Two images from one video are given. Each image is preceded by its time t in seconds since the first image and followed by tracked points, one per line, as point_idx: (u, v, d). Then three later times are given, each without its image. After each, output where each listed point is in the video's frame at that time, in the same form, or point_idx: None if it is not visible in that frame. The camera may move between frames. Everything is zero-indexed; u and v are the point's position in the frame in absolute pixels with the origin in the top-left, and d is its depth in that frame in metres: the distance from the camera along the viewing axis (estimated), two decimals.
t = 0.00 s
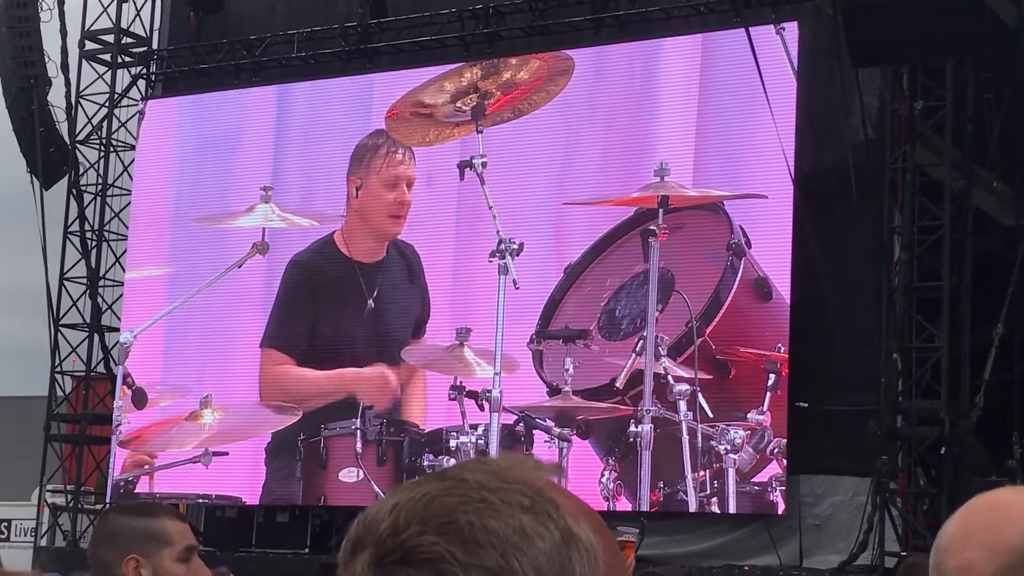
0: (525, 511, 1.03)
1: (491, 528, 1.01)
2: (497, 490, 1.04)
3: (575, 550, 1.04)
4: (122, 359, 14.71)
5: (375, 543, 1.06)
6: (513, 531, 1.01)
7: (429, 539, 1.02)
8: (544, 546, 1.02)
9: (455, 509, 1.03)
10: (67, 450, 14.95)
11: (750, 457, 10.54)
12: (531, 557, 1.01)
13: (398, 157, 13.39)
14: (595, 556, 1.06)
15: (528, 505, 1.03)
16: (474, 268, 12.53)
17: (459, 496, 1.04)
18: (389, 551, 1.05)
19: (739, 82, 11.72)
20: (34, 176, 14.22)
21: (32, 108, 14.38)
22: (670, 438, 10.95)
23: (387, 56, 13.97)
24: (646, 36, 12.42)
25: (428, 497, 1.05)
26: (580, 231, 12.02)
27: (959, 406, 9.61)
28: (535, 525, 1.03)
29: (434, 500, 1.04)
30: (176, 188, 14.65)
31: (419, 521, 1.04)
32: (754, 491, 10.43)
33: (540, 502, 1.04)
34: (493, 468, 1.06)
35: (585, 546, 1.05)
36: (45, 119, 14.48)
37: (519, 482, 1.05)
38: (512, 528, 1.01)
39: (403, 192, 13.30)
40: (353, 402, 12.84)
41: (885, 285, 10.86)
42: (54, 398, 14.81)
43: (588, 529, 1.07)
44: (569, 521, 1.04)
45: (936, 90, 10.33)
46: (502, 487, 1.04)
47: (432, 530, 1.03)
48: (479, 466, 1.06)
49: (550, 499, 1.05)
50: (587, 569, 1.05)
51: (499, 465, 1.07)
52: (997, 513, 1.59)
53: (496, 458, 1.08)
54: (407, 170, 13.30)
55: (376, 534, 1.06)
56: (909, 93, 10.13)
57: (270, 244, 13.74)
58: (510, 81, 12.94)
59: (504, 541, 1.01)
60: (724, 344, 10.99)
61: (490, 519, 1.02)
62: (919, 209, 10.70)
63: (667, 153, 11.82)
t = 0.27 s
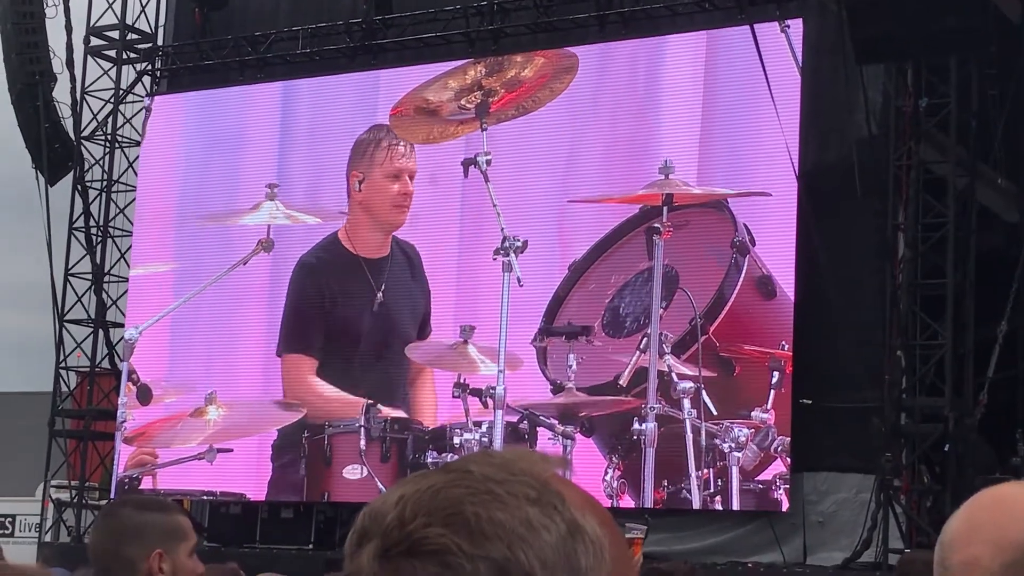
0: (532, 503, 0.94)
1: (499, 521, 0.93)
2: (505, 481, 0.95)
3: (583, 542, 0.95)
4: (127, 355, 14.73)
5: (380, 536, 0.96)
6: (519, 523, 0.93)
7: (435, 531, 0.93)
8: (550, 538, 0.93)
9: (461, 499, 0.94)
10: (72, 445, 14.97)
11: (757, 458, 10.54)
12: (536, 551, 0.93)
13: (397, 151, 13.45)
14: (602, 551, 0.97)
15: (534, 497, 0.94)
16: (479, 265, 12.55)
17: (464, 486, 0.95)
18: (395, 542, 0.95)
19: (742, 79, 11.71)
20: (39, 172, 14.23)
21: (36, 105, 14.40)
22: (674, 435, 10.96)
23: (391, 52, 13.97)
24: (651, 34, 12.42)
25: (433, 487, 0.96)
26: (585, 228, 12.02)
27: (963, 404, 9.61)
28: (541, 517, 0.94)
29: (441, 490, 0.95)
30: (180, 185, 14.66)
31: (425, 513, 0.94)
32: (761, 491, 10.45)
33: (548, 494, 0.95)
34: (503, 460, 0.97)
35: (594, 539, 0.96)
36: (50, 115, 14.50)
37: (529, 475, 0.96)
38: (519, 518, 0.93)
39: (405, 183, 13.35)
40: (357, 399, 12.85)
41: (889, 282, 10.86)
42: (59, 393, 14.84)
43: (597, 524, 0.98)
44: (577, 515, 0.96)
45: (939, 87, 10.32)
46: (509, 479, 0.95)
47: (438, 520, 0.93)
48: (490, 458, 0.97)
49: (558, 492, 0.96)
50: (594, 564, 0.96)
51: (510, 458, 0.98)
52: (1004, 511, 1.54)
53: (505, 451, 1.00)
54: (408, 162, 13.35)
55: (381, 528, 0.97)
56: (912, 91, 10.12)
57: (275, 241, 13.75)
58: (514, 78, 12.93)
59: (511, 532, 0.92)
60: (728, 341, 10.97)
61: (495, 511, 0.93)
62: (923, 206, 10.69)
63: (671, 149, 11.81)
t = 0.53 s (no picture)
0: (500, 504, 0.89)
1: (462, 524, 0.88)
2: (475, 484, 0.90)
3: (554, 537, 0.89)
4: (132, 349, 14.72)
5: (358, 546, 0.92)
6: (482, 526, 0.87)
7: (403, 540, 0.89)
8: (516, 539, 0.87)
9: (427, 507, 0.89)
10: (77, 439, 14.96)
11: (761, 453, 10.46)
12: (501, 552, 0.87)
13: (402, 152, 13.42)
14: (585, 548, 0.90)
15: (505, 498, 0.89)
16: (485, 260, 12.54)
17: (434, 493, 0.90)
18: (367, 553, 0.90)
19: (749, 74, 11.69)
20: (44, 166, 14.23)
21: (41, 98, 14.39)
22: (679, 431, 10.95)
23: (397, 47, 13.95)
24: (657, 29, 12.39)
25: (401, 495, 0.91)
26: (590, 223, 11.99)
27: (968, 402, 9.59)
28: (508, 520, 0.88)
29: (411, 496, 0.91)
30: (184, 180, 14.66)
31: (395, 521, 0.90)
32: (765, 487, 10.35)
33: (516, 494, 0.89)
34: (476, 462, 0.92)
35: (569, 537, 0.89)
36: (55, 109, 14.49)
37: (504, 474, 0.91)
38: (481, 521, 0.87)
39: (407, 185, 13.32)
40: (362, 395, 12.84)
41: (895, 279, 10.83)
42: (65, 387, 14.83)
43: (576, 517, 0.91)
44: (552, 513, 0.90)
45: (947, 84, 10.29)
46: (482, 482, 0.90)
47: (405, 529, 0.89)
48: (462, 461, 0.92)
49: (534, 491, 0.91)
50: (572, 563, 0.89)
51: (488, 459, 0.93)
52: (1014, 506, 1.45)
53: (487, 451, 0.95)
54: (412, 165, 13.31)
55: (351, 543, 0.92)
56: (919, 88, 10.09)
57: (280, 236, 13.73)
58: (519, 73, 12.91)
59: (474, 536, 0.87)
60: (734, 338, 10.96)
61: (461, 515, 0.88)
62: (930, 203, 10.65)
63: (677, 145, 11.79)
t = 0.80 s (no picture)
0: (496, 514, 0.89)
1: (458, 536, 0.88)
2: (470, 494, 0.90)
3: (549, 548, 0.89)
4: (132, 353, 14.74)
5: (355, 555, 0.91)
6: (479, 537, 0.88)
7: (400, 552, 0.89)
8: (513, 549, 0.88)
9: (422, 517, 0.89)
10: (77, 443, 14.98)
11: (761, 457, 10.50)
12: (498, 563, 0.87)
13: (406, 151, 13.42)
14: (579, 557, 0.91)
15: (502, 507, 0.90)
16: (485, 263, 12.55)
17: (433, 502, 0.90)
18: (359, 562, 0.90)
19: (748, 78, 11.72)
20: (45, 170, 14.25)
21: (42, 103, 14.41)
22: (679, 435, 10.96)
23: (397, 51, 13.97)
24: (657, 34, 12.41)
25: (399, 505, 0.92)
26: (590, 226, 12.01)
27: (967, 405, 9.60)
28: (507, 529, 0.89)
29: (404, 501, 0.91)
30: (185, 184, 14.68)
31: (392, 532, 0.90)
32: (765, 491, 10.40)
33: (516, 503, 0.90)
34: (474, 469, 0.93)
35: (564, 546, 0.90)
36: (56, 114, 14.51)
37: (498, 485, 0.92)
38: (478, 533, 0.88)
39: (412, 184, 13.35)
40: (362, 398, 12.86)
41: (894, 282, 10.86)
42: (65, 391, 14.85)
43: (575, 528, 0.92)
44: (547, 523, 0.90)
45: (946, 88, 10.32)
46: (478, 493, 0.91)
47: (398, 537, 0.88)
48: (459, 468, 0.93)
49: (530, 501, 0.92)
50: (568, 574, 0.90)
51: (478, 468, 0.94)
52: (1014, 510, 1.48)
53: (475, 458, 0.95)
54: (416, 163, 13.32)
55: (350, 550, 0.92)
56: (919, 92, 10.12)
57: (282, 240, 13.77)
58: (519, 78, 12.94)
59: (470, 547, 0.87)
60: (735, 342, 10.98)
61: (457, 526, 0.89)
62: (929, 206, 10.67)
63: (677, 149, 11.82)
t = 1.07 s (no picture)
0: (523, 534, 0.99)
1: (487, 556, 0.98)
2: (496, 513, 1.01)
3: (575, 568, 0.99)
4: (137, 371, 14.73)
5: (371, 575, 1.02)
6: (508, 557, 0.97)
7: (424, 568, 0.99)
8: (540, 568, 0.98)
9: (452, 536, 1.00)
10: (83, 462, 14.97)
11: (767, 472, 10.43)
12: None
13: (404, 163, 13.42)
14: None
15: (525, 528, 1.00)
16: (489, 279, 12.55)
17: (459, 522, 1.01)
18: None
19: (751, 93, 11.74)
20: (50, 189, 14.27)
21: (47, 121, 14.44)
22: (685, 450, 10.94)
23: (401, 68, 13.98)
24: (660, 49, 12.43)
25: (428, 525, 1.02)
26: (594, 242, 12.02)
27: (973, 418, 9.59)
28: (530, 546, 0.99)
29: (435, 524, 1.01)
30: (189, 202, 14.71)
31: (418, 552, 1.00)
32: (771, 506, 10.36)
33: (538, 524, 1.00)
34: (498, 492, 1.03)
35: (588, 565, 1.00)
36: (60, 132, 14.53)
37: (522, 506, 1.02)
38: (506, 553, 0.98)
39: (411, 196, 13.40)
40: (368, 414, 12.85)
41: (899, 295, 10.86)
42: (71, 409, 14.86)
43: (592, 548, 1.02)
44: (572, 542, 1.00)
45: (949, 101, 10.32)
46: (503, 513, 1.01)
47: (431, 556, 0.99)
48: (484, 491, 1.03)
49: (554, 522, 1.02)
50: None
51: (503, 491, 1.05)
52: (1019, 527, 1.48)
53: (499, 482, 1.06)
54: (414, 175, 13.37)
55: (377, 564, 1.02)
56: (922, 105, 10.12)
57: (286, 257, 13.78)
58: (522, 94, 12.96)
59: (500, 566, 0.97)
60: (740, 356, 10.92)
61: (485, 545, 0.98)
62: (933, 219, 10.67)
63: (680, 164, 11.83)
